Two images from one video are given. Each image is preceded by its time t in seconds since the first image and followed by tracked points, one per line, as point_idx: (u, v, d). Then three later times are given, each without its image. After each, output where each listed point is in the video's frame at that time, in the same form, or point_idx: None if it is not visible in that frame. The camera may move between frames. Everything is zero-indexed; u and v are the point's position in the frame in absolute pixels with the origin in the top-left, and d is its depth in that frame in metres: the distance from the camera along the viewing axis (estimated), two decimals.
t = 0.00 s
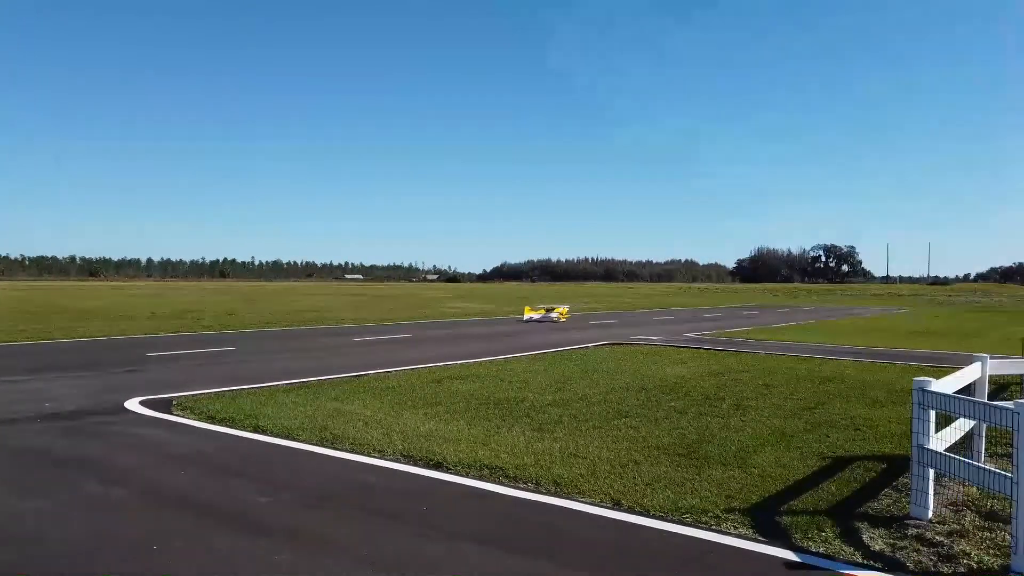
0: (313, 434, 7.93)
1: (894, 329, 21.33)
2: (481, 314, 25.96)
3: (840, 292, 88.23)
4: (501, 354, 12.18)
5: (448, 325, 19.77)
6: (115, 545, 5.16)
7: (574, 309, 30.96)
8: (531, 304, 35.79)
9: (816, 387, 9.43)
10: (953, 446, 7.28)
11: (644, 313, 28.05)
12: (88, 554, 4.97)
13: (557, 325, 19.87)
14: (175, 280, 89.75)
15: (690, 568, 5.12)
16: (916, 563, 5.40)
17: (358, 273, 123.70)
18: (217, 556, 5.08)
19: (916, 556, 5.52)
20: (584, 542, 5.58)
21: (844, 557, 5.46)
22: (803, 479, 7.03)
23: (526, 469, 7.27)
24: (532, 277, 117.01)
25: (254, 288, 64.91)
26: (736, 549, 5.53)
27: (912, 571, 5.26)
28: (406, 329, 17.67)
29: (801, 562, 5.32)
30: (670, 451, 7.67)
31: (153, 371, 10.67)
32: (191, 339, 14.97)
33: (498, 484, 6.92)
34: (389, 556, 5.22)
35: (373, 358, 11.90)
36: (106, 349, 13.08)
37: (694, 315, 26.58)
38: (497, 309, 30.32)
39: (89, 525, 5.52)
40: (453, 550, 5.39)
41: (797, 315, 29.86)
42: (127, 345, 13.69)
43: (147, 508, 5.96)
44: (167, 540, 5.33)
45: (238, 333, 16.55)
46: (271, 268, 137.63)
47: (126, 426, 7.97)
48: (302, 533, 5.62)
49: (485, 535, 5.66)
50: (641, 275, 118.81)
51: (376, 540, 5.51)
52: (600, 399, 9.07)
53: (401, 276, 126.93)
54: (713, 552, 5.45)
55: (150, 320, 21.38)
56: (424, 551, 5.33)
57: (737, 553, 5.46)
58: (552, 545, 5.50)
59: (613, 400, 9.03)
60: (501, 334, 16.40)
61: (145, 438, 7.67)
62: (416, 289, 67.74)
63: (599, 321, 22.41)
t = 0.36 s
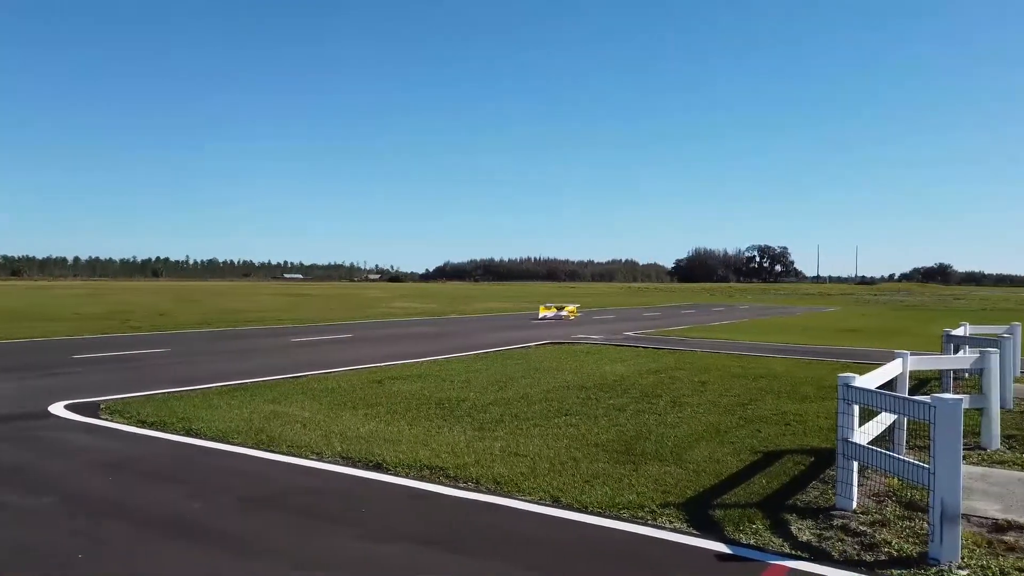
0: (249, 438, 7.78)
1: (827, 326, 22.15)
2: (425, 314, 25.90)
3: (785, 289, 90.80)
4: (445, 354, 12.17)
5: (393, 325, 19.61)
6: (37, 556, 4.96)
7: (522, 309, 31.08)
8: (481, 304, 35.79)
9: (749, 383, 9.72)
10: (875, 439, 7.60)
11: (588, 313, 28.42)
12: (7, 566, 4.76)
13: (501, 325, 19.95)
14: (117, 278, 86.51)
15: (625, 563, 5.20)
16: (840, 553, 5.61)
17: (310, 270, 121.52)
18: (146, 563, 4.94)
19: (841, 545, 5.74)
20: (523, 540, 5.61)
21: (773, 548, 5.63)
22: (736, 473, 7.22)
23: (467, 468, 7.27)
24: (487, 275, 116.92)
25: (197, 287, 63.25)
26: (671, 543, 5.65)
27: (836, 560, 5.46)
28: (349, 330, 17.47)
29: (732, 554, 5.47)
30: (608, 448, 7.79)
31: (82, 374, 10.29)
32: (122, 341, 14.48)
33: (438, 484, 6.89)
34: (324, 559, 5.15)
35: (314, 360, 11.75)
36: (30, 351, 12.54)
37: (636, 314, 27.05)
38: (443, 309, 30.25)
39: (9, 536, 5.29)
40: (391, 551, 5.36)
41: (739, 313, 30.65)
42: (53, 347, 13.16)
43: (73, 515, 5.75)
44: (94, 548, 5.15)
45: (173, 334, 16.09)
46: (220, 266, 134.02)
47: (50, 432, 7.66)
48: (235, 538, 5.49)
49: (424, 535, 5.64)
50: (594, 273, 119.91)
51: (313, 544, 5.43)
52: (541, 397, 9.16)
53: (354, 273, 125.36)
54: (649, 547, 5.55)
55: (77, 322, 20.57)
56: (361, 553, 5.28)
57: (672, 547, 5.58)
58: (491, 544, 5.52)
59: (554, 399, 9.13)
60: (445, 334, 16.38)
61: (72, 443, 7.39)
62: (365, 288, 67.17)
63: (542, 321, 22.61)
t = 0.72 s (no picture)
0: (202, 441, 7.64)
1: (782, 326, 22.65)
2: (384, 314, 25.79)
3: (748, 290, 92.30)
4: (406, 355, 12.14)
5: (353, 325, 19.43)
6: None
7: (485, 309, 31.04)
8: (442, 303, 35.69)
9: (705, 382, 9.90)
10: (826, 435, 7.79)
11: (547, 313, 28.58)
12: None
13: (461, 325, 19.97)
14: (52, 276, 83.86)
15: (582, 561, 5.24)
16: (792, 547, 5.72)
17: (274, 270, 119.79)
18: (93, 569, 4.81)
19: (793, 540, 5.85)
20: (481, 540, 5.61)
21: (727, 544, 5.73)
22: (691, 470, 7.32)
23: (426, 469, 7.23)
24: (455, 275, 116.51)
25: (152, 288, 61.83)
26: (627, 540, 5.70)
27: (788, 554, 5.57)
28: (307, 330, 17.32)
29: (687, 550, 5.55)
30: (566, 447, 7.84)
31: (29, 376, 10.01)
32: (71, 341, 14.12)
33: (397, 485, 6.84)
34: (279, 562, 5.08)
35: (272, 361, 11.61)
36: None
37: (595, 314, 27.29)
38: (403, 309, 30.11)
39: None
40: (347, 552, 5.31)
41: (699, 314, 31.11)
42: None
43: (18, 521, 5.59)
44: (39, 554, 5.01)
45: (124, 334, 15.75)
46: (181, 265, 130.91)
47: None
48: (188, 542, 5.38)
49: (382, 537, 5.60)
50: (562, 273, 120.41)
51: (266, 547, 5.34)
52: (500, 397, 9.20)
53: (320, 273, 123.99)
54: (606, 545, 5.59)
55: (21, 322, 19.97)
56: (316, 555, 5.22)
57: (628, 543, 5.63)
58: (449, 544, 5.51)
59: (513, 398, 9.18)
60: (406, 334, 16.36)
61: (17, 447, 7.18)
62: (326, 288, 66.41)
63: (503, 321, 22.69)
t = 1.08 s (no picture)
0: (148, 444, 7.48)
1: (733, 324, 23.16)
2: (340, 314, 25.61)
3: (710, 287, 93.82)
4: (362, 357, 12.11)
5: (309, 325, 19.29)
6: None
7: (444, 309, 30.96)
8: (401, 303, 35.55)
9: (658, 382, 10.09)
10: (773, 432, 7.96)
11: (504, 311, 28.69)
12: None
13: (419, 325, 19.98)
14: None
15: (533, 559, 5.24)
16: (740, 541, 5.76)
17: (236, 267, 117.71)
18: None
19: (741, 534, 5.90)
20: (433, 541, 5.58)
21: (677, 540, 5.75)
22: (643, 467, 7.40)
23: (379, 470, 7.17)
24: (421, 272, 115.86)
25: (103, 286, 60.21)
26: (578, 537, 5.70)
27: (736, 548, 5.60)
28: (262, 330, 17.14)
29: (637, 546, 5.54)
30: (520, 446, 7.89)
31: None
32: (14, 343, 13.73)
33: (349, 487, 6.77)
34: (222, 567, 4.96)
35: (226, 363, 11.42)
36: None
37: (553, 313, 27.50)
38: (360, 308, 29.92)
39: None
40: (295, 556, 5.22)
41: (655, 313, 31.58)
42: None
43: None
44: None
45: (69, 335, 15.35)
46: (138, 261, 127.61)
47: None
48: (129, 548, 5.23)
49: (333, 541, 5.51)
50: (528, 270, 120.72)
51: (212, 552, 5.22)
52: (454, 397, 9.31)
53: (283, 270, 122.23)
54: (557, 542, 5.60)
55: None
56: (263, 559, 5.12)
57: (579, 540, 5.64)
58: (399, 545, 5.47)
59: (467, 398, 9.28)
60: (364, 334, 16.30)
61: None
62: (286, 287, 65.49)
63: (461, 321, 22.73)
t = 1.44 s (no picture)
0: (94, 449, 7.26)
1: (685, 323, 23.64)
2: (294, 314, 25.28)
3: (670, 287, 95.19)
4: (318, 359, 12.00)
5: (263, 325, 19.03)
6: None
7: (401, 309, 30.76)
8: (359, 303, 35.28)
9: (612, 381, 10.26)
10: (724, 429, 8.11)
11: (462, 311, 28.69)
12: None
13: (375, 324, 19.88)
14: None
15: (489, 558, 5.12)
16: (692, 537, 5.78)
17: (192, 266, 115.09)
18: None
19: (692, 530, 5.93)
20: (388, 543, 5.39)
21: (630, 536, 5.72)
22: (598, 466, 7.42)
23: (333, 472, 7.01)
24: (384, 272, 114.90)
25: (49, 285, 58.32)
26: (535, 536, 5.60)
27: (687, 543, 5.61)
28: (214, 331, 16.87)
29: (592, 544, 5.49)
30: (476, 446, 7.85)
31: None
32: None
33: (302, 490, 6.57)
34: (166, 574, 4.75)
35: (176, 365, 11.13)
36: None
37: (510, 313, 27.62)
38: (316, 308, 29.60)
39: None
40: (244, 562, 4.99)
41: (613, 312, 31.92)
42: None
43: None
44: None
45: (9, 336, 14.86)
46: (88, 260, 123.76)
47: None
48: (67, 558, 4.97)
49: (286, 544, 5.31)
50: (491, 270, 120.73)
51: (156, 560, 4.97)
52: (410, 397, 9.35)
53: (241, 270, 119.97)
54: (516, 543, 5.46)
55: None
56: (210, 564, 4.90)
57: (535, 541, 5.52)
58: (354, 548, 5.27)
59: (423, 398, 9.33)
60: (319, 334, 16.14)
61: None
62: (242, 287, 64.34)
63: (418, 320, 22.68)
